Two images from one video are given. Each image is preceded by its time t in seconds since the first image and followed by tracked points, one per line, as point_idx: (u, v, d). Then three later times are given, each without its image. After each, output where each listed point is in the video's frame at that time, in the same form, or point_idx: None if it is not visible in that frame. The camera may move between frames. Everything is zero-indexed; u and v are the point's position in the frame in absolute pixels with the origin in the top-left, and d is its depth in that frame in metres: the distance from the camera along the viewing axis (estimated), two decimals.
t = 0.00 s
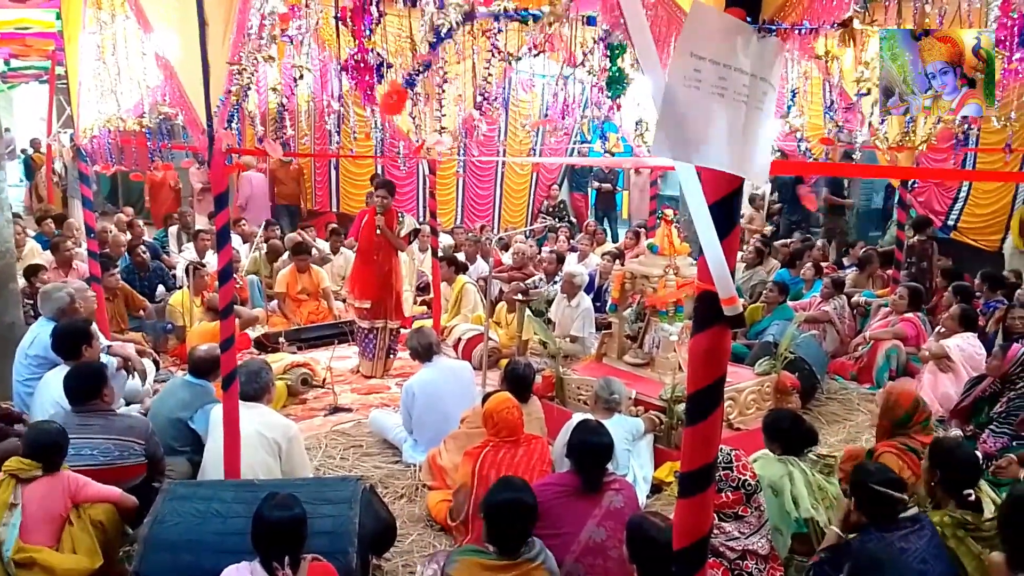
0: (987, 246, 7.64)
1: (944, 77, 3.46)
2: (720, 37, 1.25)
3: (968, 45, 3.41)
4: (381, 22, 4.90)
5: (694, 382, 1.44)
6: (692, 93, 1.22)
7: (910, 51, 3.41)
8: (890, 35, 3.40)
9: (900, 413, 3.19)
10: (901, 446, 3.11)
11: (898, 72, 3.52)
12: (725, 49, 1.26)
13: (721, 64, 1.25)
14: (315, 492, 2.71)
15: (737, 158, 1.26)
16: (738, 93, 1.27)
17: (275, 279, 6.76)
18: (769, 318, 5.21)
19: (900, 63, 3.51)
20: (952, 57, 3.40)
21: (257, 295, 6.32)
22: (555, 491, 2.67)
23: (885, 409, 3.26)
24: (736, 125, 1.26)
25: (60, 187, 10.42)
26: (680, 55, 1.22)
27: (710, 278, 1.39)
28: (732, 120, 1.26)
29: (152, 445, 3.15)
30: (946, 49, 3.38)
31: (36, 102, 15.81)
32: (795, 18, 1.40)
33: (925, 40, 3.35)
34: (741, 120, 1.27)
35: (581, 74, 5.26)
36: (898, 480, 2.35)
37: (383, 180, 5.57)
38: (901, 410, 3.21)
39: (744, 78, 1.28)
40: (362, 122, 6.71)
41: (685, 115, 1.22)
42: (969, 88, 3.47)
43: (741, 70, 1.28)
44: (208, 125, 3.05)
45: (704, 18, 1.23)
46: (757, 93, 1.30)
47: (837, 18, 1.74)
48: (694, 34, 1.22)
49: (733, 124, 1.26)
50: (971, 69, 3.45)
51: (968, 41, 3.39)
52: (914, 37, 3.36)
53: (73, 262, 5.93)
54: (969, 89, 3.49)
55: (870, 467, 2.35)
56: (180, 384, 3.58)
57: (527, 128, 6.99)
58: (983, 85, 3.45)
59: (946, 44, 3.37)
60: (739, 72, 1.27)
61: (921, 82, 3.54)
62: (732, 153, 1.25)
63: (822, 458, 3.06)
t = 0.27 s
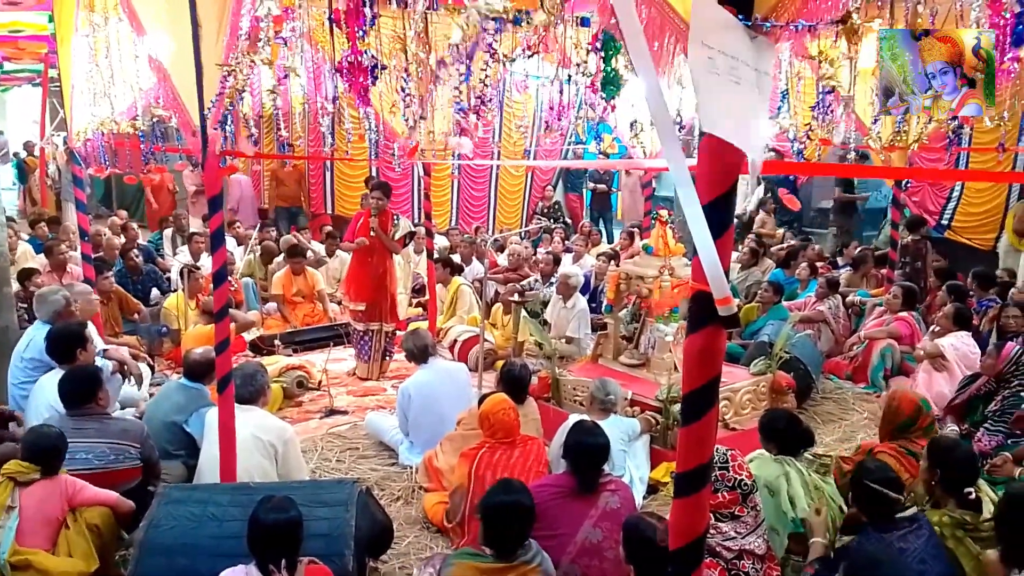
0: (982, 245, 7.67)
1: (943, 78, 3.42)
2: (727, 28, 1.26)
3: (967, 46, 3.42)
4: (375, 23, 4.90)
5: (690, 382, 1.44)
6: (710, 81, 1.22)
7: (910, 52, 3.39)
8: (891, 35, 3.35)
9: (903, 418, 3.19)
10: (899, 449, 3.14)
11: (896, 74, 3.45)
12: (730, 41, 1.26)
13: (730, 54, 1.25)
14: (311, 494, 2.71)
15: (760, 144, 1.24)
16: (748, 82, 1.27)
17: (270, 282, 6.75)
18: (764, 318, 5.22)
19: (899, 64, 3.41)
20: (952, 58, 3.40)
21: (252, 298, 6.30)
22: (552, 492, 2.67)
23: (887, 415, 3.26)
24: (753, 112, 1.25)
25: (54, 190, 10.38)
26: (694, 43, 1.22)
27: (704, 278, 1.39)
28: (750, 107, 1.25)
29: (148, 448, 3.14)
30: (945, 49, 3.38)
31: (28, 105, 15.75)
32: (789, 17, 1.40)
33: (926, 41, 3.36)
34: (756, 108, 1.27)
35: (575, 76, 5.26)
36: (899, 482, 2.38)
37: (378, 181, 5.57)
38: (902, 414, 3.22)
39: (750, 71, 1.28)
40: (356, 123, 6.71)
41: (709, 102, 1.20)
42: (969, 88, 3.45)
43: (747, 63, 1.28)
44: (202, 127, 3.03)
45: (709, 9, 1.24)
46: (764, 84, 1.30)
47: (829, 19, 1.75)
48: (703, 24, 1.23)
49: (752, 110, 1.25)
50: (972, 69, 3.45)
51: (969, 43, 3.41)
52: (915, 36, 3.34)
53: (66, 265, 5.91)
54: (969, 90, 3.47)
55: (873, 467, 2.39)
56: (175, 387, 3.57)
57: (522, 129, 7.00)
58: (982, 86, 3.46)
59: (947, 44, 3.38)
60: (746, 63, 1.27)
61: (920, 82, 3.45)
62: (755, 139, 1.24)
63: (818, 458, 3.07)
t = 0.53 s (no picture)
0: (972, 245, 7.72)
1: (944, 77, 3.64)
2: (705, 26, 1.26)
3: (968, 46, 3.60)
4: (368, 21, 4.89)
5: (680, 380, 1.44)
6: (676, 80, 1.23)
7: (910, 49, 3.62)
8: (891, 35, 3.62)
9: (901, 418, 3.21)
10: (897, 446, 3.18)
11: (899, 72, 3.74)
12: (708, 40, 1.27)
13: (706, 54, 1.26)
14: (301, 492, 2.70)
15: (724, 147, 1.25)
16: (724, 84, 1.27)
17: (261, 280, 6.74)
18: (755, 317, 5.24)
19: (900, 64, 3.72)
20: (951, 56, 3.59)
21: (243, 296, 6.29)
22: (543, 490, 2.67)
23: (885, 415, 3.28)
24: (725, 116, 1.26)
25: (43, 188, 10.31)
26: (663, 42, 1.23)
27: (694, 277, 1.40)
28: (720, 111, 1.26)
29: (137, 447, 3.13)
30: (945, 49, 3.57)
31: (18, 102, 15.67)
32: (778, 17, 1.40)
33: (925, 42, 3.56)
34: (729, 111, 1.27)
35: (568, 75, 5.27)
36: (896, 482, 2.36)
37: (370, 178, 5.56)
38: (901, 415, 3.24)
39: (729, 71, 1.29)
40: (348, 121, 6.70)
41: (670, 102, 1.23)
42: (969, 88, 3.64)
43: (726, 63, 1.28)
44: (193, 124, 3.02)
45: (686, 8, 1.24)
46: (744, 87, 1.30)
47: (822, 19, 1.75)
48: (677, 22, 1.24)
49: (721, 113, 1.26)
50: (971, 69, 3.63)
51: (968, 42, 3.59)
52: (914, 37, 3.57)
53: (56, 263, 5.88)
54: (969, 88, 3.66)
55: (869, 466, 2.38)
56: (164, 385, 3.56)
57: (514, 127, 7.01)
58: (983, 85, 3.62)
59: (946, 45, 3.55)
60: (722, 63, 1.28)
61: (921, 82, 3.74)
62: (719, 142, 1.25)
63: (808, 456, 3.08)
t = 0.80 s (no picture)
0: (961, 241, 7.77)
1: (944, 76, 3.82)
2: (695, 25, 1.27)
3: (967, 46, 3.80)
4: (358, 20, 4.88)
5: (670, 376, 1.45)
6: (663, 76, 1.24)
7: (913, 49, 3.76)
8: (891, 36, 3.72)
9: (897, 413, 3.23)
10: (902, 441, 3.21)
11: (898, 72, 3.85)
12: (696, 38, 1.27)
13: (695, 53, 1.27)
14: (293, 492, 2.70)
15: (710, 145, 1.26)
16: (711, 83, 1.28)
17: (251, 280, 6.72)
18: (746, 314, 5.26)
19: (899, 64, 3.82)
20: (952, 55, 3.78)
21: (233, 296, 6.27)
22: (535, 488, 2.68)
23: (880, 412, 3.30)
24: (712, 115, 1.27)
25: (31, 188, 10.25)
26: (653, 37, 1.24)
27: (684, 273, 1.40)
28: (708, 109, 1.27)
29: (128, 448, 3.11)
30: (945, 50, 3.75)
31: (5, 102, 15.55)
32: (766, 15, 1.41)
33: (929, 41, 3.72)
34: (716, 110, 1.28)
35: (558, 73, 5.28)
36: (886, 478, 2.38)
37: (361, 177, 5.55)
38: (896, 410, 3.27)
39: (718, 70, 1.29)
40: (339, 120, 6.69)
41: (657, 98, 1.23)
42: (969, 87, 3.87)
43: (714, 62, 1.29)
44: (182, 123, 3.00)
45: (678, 5, 1.25)
46: (732, 86, 1.31)
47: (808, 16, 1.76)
48: (669, 18, 1.25)
49: (708, 111, 1.27)
50: (971, 69, 3.86)
51: (967, 43, 3.80)
52: (914, 37, 3.72)
53: (45, 263, 5.84)
54: (970, 88, 3.90)
55: (865, 465, 2.39)
56: (155, 386, 3.54)
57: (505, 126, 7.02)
58: (983, 84, 3.88)
59: (946, 45, 3.74)
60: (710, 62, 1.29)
61: (921, 81, 3.86)
62: (705, 139, 1.25)
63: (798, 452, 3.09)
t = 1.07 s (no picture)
0: (953, 242, 7.78)
1: (944, 77, 3.61)
2: (683, 29, 1.27)
3: (968, 46, 3.58)
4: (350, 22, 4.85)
5: (663, 377, 1.45)
6: (651, 78, 1.24)
7: (911, 48, 3.60)
8: (891, 35, 3.61)
9: (878, 410, 3.24)
10: (890, 433, 3.23)
11: (898, 72, 3.66)
12: (685, 41, 1.28)
13: (682, 56, 1.28)
14: (287, 495, 2.69)
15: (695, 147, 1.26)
16: (697, 86, 1.29)
17: (245, 282, 6.70)
18: (740, 315, 5.27)
19: (899, 64, 3.66)
20: (950, 56, 3.58)
21: (227, 298, 6.26)
22: (530, 490, 2.68)
23: (862, 409, 3.31)
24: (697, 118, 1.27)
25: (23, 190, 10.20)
26: (642, 40, 1.24)
27: (676, 275, 1.40)
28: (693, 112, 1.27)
29: (122, 451, 3.11)
30: (945, 49, 3.57)
31: None
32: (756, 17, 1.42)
33: (924, 40, 3.57)
34: (702, 112, 1.29)
35: (552, 75, 5.27)
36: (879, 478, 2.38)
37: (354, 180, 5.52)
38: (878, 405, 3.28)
39: (704, 74, 1.30)
40: (332, 122, 6.66)
41: (645, 100, 1.23)
42: (969, 88, 3.60)
43: (701, 65, 1.30)
44: (176, 126, 2.98)
45: (666, 9, 1.26)
46: (719, 89, 1.32)
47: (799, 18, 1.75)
48: (656, 21, 1.25)
49: (694, 113, 1.27)
50: (971, 69, 3.60)
51: (969, 42, 3.57)
52: (914, 36, 3.59)
53: (37, 266, 5.82)
54: (969, 88, 3.62)
55: (865, 470, 2.35)
56: (148, 389, 3.54)
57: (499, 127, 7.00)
58: (983, 85, 3.60)
59: (946, 45, 3.56)
60: (696, 65, 1.29)
61: (921, 82, 3.67)
62: (690, 142, 1.26)
63: (792, 452, 3.09)
